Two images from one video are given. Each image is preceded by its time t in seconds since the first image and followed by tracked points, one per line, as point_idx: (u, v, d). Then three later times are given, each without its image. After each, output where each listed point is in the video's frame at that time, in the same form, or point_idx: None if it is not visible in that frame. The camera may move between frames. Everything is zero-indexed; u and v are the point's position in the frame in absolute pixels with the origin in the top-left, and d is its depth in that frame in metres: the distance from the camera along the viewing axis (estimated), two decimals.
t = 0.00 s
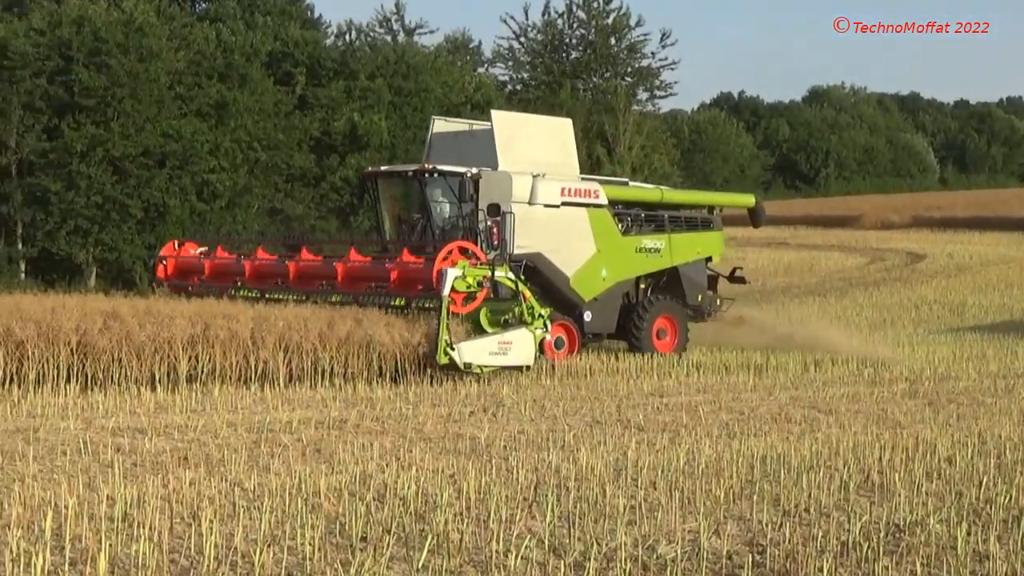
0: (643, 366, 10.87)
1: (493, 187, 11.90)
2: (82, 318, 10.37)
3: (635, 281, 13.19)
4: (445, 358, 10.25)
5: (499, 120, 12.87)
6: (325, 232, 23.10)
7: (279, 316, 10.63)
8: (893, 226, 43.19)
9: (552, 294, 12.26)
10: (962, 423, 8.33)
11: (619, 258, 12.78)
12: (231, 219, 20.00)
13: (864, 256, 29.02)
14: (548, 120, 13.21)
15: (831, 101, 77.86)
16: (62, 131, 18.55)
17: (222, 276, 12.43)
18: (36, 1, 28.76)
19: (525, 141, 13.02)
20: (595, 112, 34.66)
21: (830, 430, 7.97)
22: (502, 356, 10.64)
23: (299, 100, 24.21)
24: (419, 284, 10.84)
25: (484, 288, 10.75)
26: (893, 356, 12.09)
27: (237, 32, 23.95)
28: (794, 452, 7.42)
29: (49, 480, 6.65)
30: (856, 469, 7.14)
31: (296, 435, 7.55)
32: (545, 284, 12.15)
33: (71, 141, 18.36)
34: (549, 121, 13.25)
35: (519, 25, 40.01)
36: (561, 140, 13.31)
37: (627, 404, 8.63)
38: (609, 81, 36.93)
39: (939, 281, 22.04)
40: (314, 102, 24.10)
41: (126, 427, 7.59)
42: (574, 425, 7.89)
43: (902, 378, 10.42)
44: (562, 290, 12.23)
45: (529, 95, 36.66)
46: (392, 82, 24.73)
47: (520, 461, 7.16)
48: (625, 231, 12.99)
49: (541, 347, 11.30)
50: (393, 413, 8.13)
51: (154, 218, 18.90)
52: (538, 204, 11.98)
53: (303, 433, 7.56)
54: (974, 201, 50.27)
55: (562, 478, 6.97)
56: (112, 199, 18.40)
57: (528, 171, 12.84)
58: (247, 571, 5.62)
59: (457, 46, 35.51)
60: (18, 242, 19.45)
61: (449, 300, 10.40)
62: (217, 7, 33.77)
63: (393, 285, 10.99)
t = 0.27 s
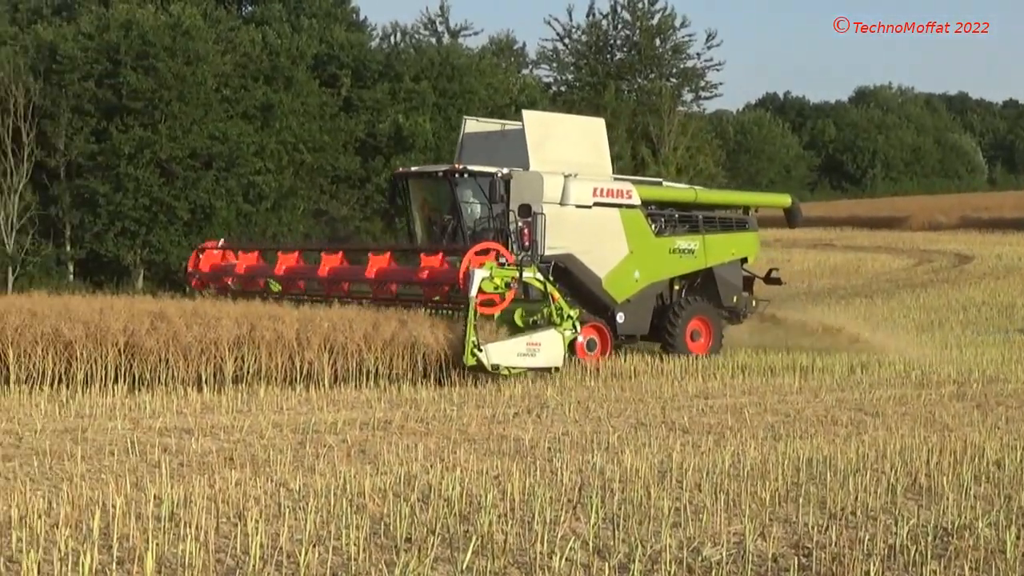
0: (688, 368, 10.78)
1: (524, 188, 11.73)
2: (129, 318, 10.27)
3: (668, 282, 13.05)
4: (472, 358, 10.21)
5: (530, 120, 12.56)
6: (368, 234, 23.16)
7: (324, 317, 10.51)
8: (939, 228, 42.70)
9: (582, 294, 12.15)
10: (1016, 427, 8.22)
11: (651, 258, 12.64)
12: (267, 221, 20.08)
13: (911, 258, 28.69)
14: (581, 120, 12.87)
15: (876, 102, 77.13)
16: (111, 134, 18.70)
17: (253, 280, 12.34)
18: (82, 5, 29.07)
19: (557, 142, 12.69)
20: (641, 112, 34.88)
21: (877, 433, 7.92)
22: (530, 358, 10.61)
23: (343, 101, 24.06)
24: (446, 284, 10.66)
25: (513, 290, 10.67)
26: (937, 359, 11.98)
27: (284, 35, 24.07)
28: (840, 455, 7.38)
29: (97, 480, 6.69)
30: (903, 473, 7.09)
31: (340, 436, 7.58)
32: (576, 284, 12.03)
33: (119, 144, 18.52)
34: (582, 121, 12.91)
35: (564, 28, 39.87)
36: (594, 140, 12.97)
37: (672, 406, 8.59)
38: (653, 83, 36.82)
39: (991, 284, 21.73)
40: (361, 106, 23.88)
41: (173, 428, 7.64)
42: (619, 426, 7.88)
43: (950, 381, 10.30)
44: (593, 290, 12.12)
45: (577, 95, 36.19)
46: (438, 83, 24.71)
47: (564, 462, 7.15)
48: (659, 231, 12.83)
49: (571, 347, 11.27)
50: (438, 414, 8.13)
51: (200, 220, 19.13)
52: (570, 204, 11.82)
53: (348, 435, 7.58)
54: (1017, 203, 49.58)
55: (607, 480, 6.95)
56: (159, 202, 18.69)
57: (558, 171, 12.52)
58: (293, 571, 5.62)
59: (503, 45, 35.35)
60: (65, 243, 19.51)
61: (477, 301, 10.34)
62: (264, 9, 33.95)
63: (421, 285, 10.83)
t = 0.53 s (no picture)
0: (719, 369, 10.68)
1: (542, 188, 11.46)
2: (160, 319, 10.30)
3: (688, 283, 12.84)
4: (488, 363, 10.09)
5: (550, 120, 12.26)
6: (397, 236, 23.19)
7: (355, 318, 10.42)
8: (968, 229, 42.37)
9: (601, 295, 11.92)
10: None
11: (671, 259, 12.42)
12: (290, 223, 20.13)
13: (942, 260, 28.42)
14: (600, 119, 12.58)
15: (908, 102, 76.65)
16: (143, 136, 18.91)
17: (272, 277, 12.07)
18: (113, 8, 29.29)
19: (577, 141, 12.39)
20: (671, 113, 34.98)
21: (909, 435, 7.88)
22: (546, 362, 10.42)
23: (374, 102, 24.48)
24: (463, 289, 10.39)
25: (529, 293, 10.52)
26: (967, 362, 11.87)
27: (315, 37, 24.12)
28: (871, 457, 7.34)
29: (129, 480, 6.71)
30: (935, 475, 7.04)
31: (369, 437, 7.60)
32: (595, 285, 11.79)
33: (151, 146, 18.70)
34: (602, 120, 12.62)
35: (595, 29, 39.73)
36: (613, 139, 12.68)
37: (702, 408, 8.56)
38: (684, 83, 36.67)
39: None
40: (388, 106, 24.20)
41: (203, 429, 7.67)
42: (648, 428, 7.86)
43: (983, 384, 10.19)
44: (613, 292, 11.88)
45: (606, 97, 36.12)
46: (468, 85, 24.67)
47: (594, 464, 7.14)
48: (679, 232, 12.61)
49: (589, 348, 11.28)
50: (468, 416, 8.13)
51: (231, 221, 19.15)
52: (589, 204, 11.58)
53: (378, 436, 7.60)
54: None
55: (636, 481, 6.93)
56: (191, 203, 18.79)
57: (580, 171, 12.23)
58: (323, 572, 5.62)
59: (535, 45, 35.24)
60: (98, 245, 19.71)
61: (493, 305, 10.19)
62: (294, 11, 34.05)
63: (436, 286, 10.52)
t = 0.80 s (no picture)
0: (731, 370, 10.64)
1: (541, 188, 11.40)
2: (173, 320, 10.29)
3: (690, 283, 12.76)
4: (484, 364, 9.83)
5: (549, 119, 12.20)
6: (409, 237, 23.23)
7: (367, 318, 10.41)
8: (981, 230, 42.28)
9: (601, 296, 11.83)
10: None
11: (672, 259, 12.35)
12: (300, 224, 20.17)
13: (957, 261, 28.30)
14: (601, 118, 12.50)
15: (921, 102, 76.44)
16: (156, 137, 18.91)
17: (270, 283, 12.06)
18: (127, 10, 29.40)
19: (577, 140, 12.33)
20: (684, 113, 34.97)
21: (921, 435, 7.87)
22: (543, 364, 10.18)
23: (387, 103, 24.72)
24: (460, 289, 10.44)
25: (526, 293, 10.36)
26: (977, 362, 11.87)
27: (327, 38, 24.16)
28: (884, 458, 7.33)
29: (141, 480, 6.71)
30: (948, 476, 7.03)
31: (381, 437, 7.61)
32: (594, 286, 11.72)
33: (164, 147, 18.70)
34: (602, 119, 12.54)
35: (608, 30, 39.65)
36: (614, 138, 12.60)
37: (714, 408, 8.54)
38: (697, 83, 36.61)
39: None
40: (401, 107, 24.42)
41: (216, 428, 7.68)
42: (660, 428, 7.85)
43: (995, 385, 10.15)
44: (613, 292, 11.80)
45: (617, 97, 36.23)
46: (480, 85, 24.65)
47: (605, 463, 7.14)
48: (680, 232, 12.53)
49: (589, 349, 11.46)
50: (479, 416, 8.13)
51: (244, 222, 19.22)
52: (588, 204, 11.50)
53: (390, 436, 7.60)
54: None
55: (648, 482, 6.92)
56: (203, 203, 18.81)
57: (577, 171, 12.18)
58: (336, 572, 5.62)
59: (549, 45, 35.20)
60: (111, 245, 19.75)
61: (489, 305, 10.05)
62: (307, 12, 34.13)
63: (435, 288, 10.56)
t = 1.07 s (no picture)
0: (748, 371, 10.61)
1: (546, 187, 11.40)
2: (195, 319, 10.21)
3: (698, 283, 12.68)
4: (485, 362, 9.80)
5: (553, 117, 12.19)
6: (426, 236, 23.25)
7: (387, 318, 10.30)
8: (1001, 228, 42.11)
9: (606, 296, 11.82)
10: None
11: (680, 259, 12.28)
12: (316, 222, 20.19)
13: (976, 260, 28.17)
14: (605, 117, 12.48)
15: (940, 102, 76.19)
16: (176, 137, 19.05)
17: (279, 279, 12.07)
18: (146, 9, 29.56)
19: (581, 139, 12.32)
20: (703, 114, 34.94)
21: (942, 437, 7.85)
22: (545, 361, 10.11)
23: (406, 104, 24.77)
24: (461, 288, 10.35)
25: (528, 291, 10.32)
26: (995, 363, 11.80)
27: (346, 39, 24.26)
28: (904, 460, 7.32)
29: (162, 480, 6.73)
30: (969, 478, 7.01)
31: (400, 437, 7.62)
32: (599, 286, 11.70)
33: (185, 146, 18.81)
34: (607, 118, 12.52)
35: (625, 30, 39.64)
36: (619, 137, 12.56)
37: (734, 410, 8.54)
38: (715, 83, 36.59)
39: None
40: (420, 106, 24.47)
41: (236, 429, 7.70)
42: (680, 430, 7.85)
43: (1015, 386, 10.10)
44: (618, 293, 11.77)
45: (636, 96, 35.82)
46: (499, 86, 24.67)
47: (625, 465, 7.14)
48: (687, 232, 12.47)
49: (595, 351, 11.65)
50: (499, 417, 8.14)
51: (263, 222, 19.32)
52: (594, 203, 11.48)
53: (409, 436, 7.61)
54: None
55: (668, 483, 6.93)
56: (224, 204, 18.88)
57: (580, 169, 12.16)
58: (356, 571, 5.63)
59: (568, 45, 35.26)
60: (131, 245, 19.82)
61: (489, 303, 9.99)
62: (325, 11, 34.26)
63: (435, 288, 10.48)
